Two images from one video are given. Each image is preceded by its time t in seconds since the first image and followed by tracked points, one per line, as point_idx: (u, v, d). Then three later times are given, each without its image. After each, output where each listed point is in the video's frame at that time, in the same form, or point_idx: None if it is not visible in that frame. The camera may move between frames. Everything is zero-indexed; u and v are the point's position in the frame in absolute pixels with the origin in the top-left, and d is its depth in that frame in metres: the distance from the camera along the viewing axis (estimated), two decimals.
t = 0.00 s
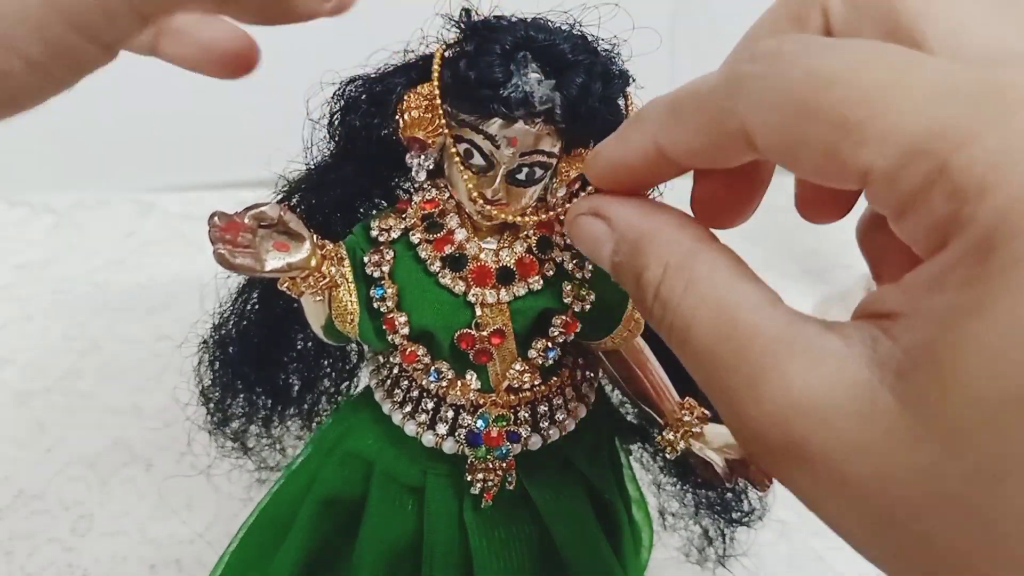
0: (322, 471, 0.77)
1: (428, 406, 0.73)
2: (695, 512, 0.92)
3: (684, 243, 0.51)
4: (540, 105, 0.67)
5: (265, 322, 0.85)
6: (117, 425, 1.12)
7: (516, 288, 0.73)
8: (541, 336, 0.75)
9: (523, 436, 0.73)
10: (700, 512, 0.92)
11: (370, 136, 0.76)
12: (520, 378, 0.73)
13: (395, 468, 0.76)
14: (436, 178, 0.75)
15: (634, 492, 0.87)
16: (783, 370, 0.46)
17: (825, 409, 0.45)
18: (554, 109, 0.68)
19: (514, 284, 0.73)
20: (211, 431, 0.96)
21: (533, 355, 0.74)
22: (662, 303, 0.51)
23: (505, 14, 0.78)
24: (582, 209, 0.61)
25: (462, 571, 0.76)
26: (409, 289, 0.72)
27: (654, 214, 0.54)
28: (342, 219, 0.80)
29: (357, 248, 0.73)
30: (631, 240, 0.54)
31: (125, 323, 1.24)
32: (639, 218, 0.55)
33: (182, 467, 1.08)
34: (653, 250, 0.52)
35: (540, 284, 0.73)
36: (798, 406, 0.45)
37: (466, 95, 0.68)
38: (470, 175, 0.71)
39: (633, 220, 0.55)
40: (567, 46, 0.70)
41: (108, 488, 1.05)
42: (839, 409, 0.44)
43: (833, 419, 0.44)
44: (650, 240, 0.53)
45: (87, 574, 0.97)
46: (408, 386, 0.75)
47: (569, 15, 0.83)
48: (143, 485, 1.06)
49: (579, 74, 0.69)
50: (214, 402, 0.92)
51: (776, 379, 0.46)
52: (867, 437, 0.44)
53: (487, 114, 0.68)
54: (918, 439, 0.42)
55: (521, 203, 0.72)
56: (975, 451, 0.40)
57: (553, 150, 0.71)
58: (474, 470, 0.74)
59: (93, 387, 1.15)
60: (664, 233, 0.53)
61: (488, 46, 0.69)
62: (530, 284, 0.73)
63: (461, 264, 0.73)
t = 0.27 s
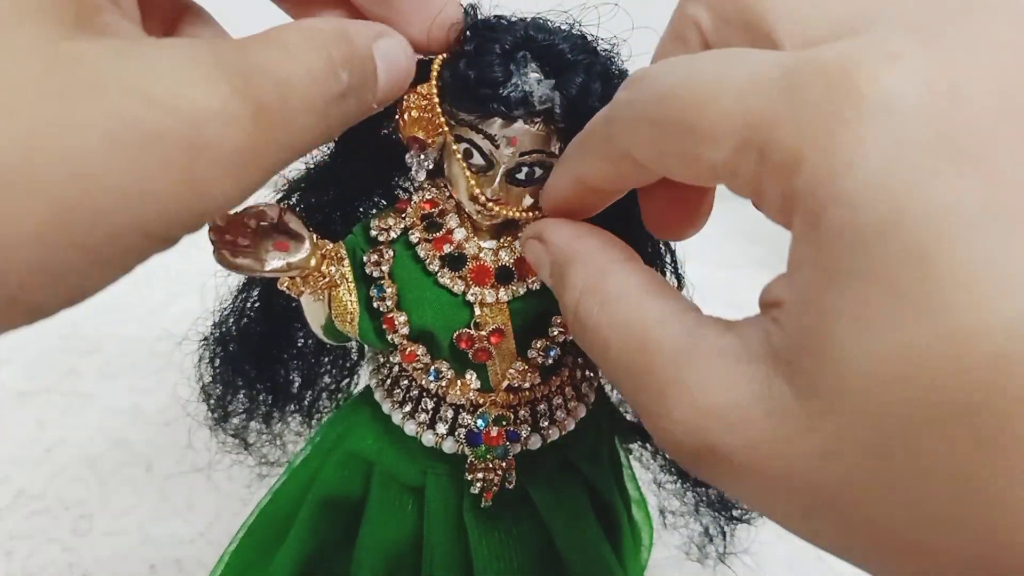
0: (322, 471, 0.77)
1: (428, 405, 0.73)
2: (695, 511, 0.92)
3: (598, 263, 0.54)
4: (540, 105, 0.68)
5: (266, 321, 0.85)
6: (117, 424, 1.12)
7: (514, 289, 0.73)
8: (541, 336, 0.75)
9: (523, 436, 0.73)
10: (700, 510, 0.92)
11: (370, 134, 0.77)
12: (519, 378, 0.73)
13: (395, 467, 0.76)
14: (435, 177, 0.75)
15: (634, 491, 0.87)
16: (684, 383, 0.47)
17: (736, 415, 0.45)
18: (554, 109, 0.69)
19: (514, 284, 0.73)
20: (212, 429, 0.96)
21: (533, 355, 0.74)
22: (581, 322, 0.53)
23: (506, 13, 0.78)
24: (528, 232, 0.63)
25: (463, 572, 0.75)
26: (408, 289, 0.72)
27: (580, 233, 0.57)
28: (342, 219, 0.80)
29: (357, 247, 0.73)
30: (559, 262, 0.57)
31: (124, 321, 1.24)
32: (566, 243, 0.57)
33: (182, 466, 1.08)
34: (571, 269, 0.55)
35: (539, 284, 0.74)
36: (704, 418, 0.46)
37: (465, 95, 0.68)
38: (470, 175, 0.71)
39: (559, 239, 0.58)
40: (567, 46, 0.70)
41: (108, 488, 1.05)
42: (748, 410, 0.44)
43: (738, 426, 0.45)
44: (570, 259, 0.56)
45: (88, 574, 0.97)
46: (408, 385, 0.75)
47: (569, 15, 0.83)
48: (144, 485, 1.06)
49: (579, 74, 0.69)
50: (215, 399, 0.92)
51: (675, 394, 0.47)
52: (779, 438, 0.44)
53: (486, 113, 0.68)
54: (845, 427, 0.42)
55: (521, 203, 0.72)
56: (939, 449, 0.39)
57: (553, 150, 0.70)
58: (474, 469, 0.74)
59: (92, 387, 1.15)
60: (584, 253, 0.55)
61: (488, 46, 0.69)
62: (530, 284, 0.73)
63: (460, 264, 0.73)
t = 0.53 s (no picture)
0: (323, 471, 0.77)
1: (428, 406, 0.73)
2: (695, 513, 0.92)
3: (587, 243, 0.51)
4: (541, 105, 0.68)
5: (267, 322, 0.85)
6: (118, 424, 1.11)
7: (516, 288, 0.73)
8: (542, 336, 0.76)
9: (523, 436, 0.73)
10: (700, 512, 0.92)
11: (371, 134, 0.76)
12: (518, 379, 0.73)
13: (396, 468, 0.76)
14: (437, 178, 0.75)
15: (634, 492, 0.87)
16: (668, 370, 0.45)
17: (719, 409, 0.43)
18: (555, 110, 0.68)
19: (514, 284, 0.73)
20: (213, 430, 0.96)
21: (534, 356, 0.74)
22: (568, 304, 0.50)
23: (508, 13, 0.78)
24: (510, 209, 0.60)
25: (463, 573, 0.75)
26: (409, 289, 0.73)
27: (564, 213, 0.54)
28: (343, 219, 0.80)
29: (358, 247, 0.73)
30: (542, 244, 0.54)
31: (125, 321, 1.23)
32: (544, 220, 0.54)
33: (182, 466, 1.08)
34: (556, 250, 0.52)
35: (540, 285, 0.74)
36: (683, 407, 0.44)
37: (466, 94, 0.68)
38: (471, 176, 0.71)
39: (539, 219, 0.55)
40: (568, 46, 0.69)
41: (108, 488, 1.05)
42: (730, 405, 0.43)
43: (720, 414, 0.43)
44: (555, 237, 0.53)
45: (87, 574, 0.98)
46: (409, 386, 0.74)
47: (571, 15, 0.82)
48: (144, 485, 1.06)
49: (581, 74, 0.69)
50: (215, 399, 0.92)
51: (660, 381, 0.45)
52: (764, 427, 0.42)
53: (487, 113, 0.68)
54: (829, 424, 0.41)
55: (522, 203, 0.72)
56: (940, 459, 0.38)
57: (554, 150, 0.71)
58: (474, 470, 0.73)
59: (93, 387, 1.15)
60: (571, 232, 0.52)
61: (488, 46, 0.69)
62: (530, 285, 0.73)
63: (461, 264, 0.73)
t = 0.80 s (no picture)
0: (322, 470, 0.77)
1: (428, 406, 0.73)
2: (694, 512, 0.92)
3: (615, 223, 0.50)
4: (541, 104, 0.68)
5: (267, 321, 0.85)
6: (117, 425, 1.11)
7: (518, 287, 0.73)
8: (542, 336, 0.75)
9: (523, 436, 0.73)
10: (700, 511, 0.92)
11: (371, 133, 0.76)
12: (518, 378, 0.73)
13: (395, 466, 0.76)
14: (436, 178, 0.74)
15: (634, 492, 0.87)
16: (705, 351, 0.43)
17: (763, 389, 0.42)
18: (555, 109, 0.68)
19: (514, 284, 0.73)
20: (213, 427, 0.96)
21: (534, 355, 0.74)
22: (590, 285, 0.49)
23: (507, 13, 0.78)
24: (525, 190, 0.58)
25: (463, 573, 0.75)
26: (409, 289, 0.73)
27: (588, 196, 0.53)
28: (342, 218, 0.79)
29: (358, 247, 0.73)
30: (563, 223, 0.52)
31: (124, 321, 1.23)
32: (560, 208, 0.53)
33: (182, 465, 1.08)
34: (582, 229, 0.51)
35: (539, 284, 0.74)
36: (727, 387, 0.43)
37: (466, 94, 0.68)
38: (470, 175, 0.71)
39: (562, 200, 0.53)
40: (568, 46, 0.70)
41: (108, 488, 1.05)
42: (775, 384, 0.42)
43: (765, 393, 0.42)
44: (579, 218, 0.51)
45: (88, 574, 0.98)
46: (409, 385, 0.74)
47: (570, 14, 0.82)
48: (144, 484, 1.06)
49: (580, 74, 0.69)
50: (215, 398, 0.92)
51: (707, 353, 0.43)
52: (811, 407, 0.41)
53: (487, 114, 0.69)
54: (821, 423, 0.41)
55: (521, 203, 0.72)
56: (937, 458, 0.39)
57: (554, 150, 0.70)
58: (474, 469, 0.74)
59: (93, 387, 1.15)
60: (595, 213, 0.51)
61: (488, 46, 0.69)
62: (530, 284, 0.73)
63: (461, 264, 0.73)
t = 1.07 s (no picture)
0: (323, 471, 0.77)
1: (428, 406, 0.73)
2: (694, 514, 0.92)
3: (630, 201, 0.49)
4: (541, 104, 0.68)
5: (268, 324, 0.85)
6: (118, 425, 1.11)
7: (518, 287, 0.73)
8: (542, 336, 0.75)
9: (524, 436, 0.73)
10: (700, 513, 0.92)
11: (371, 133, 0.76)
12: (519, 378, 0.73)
13: (397, 468, 0.76)
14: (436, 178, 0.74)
15: (634, 493, 0.87)
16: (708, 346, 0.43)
17: (769, 383, 0.42)
18: (555, 109, 0.69)
19: (514, 284, 0.73)
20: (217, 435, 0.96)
21: (534, 355, 0.74)
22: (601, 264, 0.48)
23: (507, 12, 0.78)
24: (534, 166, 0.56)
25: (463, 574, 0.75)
26: (409, 289, 0.72)
27: (598, 174, 0.52)
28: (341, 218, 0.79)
29: (358, 247, 0.73)
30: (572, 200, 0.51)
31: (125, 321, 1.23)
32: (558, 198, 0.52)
33: (182, 466, 1.08)
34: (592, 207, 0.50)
35: (540, 284, 0.74)
36: (730, 385, 0.42)
37: (466, 94, 0.68)
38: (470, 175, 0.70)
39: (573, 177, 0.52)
40: (568, 45, 0.70)
41: (108, 488, 1.05)
42: (779, 383, 0.42)
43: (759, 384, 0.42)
44: (590, 196, 0.50)
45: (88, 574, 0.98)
46: (409, 386, 0.74)
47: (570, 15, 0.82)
48: (144, 485, 1.06)
49: (580, 75, 0.69)
50: (217, 403, 0.92)
51: (707, 338, 0.43)
52: (809, 397, 0.41)
53: (487, 114, 0.69)
54: (821, 424, 0.41)
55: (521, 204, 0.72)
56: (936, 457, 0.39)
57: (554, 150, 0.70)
58: (475, 470, 0.74)
59: (93, 387, 1.15)
60: (607, 191, 0.50)
61: (488, 45, 0.68)
62: (530, 284, 0.73)
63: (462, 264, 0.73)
